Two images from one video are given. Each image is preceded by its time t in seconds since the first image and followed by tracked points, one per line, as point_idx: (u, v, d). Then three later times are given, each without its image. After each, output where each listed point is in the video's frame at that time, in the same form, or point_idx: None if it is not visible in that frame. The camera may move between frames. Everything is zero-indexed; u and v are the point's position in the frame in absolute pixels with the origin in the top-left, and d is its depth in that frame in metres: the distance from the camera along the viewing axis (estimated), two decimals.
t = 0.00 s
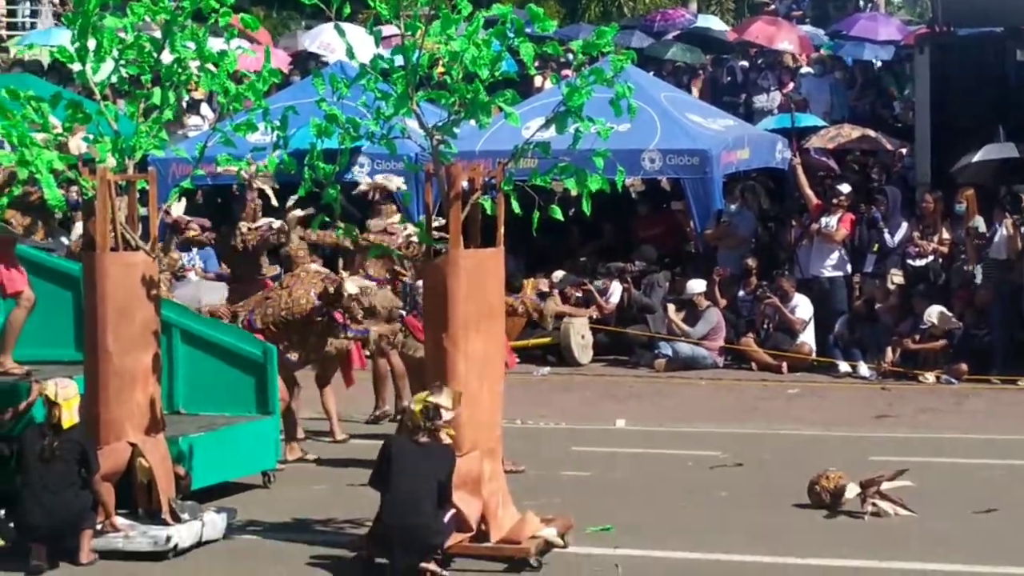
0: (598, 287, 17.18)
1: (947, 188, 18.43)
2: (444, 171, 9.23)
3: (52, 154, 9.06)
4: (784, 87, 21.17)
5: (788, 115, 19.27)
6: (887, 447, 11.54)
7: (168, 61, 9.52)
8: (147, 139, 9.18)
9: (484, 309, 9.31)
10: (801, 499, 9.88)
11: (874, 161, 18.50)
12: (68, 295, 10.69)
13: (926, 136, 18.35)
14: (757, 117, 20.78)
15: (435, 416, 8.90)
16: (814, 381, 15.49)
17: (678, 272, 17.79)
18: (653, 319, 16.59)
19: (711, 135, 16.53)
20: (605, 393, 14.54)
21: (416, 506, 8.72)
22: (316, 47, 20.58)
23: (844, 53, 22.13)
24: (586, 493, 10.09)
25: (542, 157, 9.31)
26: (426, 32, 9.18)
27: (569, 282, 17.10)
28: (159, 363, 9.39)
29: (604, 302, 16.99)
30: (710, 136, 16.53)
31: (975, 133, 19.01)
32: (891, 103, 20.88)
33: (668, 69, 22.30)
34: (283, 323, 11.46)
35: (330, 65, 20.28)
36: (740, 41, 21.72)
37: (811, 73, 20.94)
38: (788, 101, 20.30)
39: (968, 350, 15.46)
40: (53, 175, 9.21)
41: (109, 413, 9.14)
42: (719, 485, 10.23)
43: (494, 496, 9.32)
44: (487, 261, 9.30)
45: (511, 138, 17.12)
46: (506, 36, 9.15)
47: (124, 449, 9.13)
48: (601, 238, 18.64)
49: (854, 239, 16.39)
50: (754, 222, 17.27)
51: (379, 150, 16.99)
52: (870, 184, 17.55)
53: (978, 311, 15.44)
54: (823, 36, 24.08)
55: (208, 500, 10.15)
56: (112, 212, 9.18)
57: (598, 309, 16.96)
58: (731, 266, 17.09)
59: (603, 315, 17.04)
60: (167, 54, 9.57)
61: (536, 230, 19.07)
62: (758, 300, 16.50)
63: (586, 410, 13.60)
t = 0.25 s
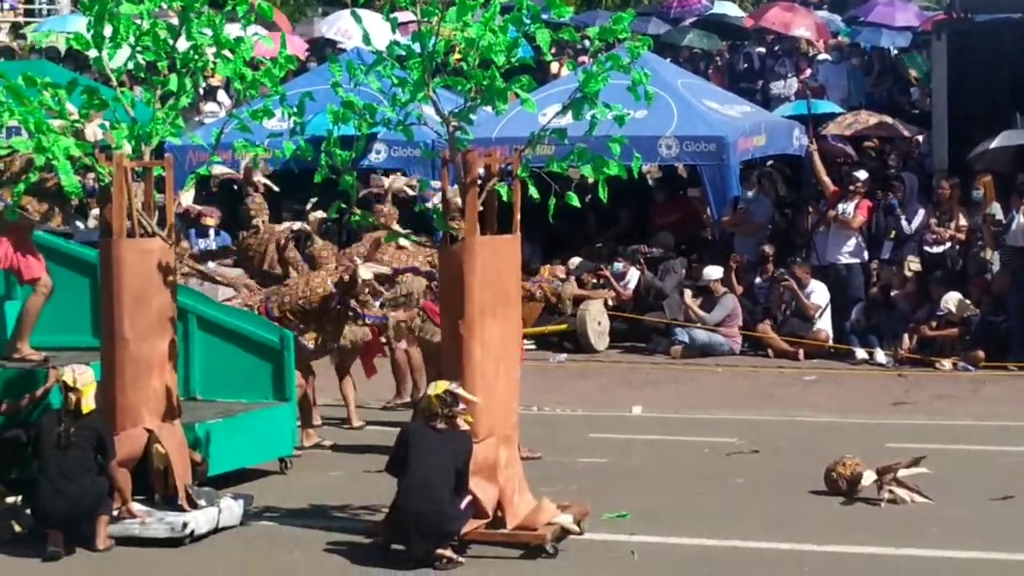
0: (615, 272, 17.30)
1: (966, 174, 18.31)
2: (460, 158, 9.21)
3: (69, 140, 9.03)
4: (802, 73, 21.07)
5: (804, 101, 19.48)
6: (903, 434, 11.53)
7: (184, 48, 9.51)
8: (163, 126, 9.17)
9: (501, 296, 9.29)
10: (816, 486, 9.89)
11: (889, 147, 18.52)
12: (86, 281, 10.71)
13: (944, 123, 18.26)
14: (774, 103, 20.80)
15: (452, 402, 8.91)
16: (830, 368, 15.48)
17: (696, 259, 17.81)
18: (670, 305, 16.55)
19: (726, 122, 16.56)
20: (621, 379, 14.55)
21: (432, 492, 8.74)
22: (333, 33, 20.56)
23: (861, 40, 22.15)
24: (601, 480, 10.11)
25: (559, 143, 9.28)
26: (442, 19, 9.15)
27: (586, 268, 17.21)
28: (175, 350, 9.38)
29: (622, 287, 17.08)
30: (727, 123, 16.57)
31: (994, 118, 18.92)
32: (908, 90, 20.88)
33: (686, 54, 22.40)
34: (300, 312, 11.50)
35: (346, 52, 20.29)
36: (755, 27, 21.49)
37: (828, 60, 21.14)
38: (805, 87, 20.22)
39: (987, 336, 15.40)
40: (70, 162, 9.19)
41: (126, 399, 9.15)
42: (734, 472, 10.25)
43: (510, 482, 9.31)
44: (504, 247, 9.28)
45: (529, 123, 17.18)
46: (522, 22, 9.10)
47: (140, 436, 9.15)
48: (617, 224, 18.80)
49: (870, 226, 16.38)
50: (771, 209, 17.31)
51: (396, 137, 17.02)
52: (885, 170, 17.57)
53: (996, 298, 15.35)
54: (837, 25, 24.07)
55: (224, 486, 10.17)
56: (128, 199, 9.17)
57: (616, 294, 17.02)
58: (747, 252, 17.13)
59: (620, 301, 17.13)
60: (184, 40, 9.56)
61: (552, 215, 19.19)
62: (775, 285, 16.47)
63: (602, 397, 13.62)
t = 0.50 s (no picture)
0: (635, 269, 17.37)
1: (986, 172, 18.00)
2: (480, 156, 9.20)
3: (89, 137, 9.05)
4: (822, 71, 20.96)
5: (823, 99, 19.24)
6: (923, 431, 11.51)
7: (203, 46, 9.51)
8: (183, 122, 9.21)
9: (521, 293, 9.29)
10: (837, 483, 9.88)
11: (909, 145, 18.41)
12: (106, 278, 10.70)
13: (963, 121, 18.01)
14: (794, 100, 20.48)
15: (471, 399, 8.91)
16: (850, 365, 15.47)
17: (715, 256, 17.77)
18: (689, 303, 16.72)
19: (747, 120, 16.51)
20: (641, 376, 14.56)
21: (447, 489, 8.77)
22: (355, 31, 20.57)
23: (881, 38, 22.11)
24: (622, 477, 10.12)
25: (578, 140, 9.30)
26: (462, 16, 9.18)
27: (606, 267, 17.32)
28: (195, 347, 9.39)
29: (642, 285, 17.14)
30: (747, 121, 16.52)
31: (1014, 115, 19.20)
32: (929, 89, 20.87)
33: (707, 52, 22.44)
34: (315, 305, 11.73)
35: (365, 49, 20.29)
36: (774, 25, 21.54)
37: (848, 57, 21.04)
38: (826, 84, 20.24)
39: (1006, 335, 15.28)
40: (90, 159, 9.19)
41: (146, 396, 9.14)
42: (754, 469, 10.26)
43: (529, 479, 9.31)
44: (523, 244, 9.27)
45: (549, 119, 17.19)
46: (542, 20, 9.13)
47: (159, 432, 9.16)
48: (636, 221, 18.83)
49: (889, 224, 16.46)
50: (790, 206, 17.26)
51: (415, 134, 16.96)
52: (905, 168, 17.49)
53: (1015, 296, 15.25)
54: (858, 22, 24.08)
55: (244, 483, 10.17)
56: (148, 196, 9.17)
57: (636, 291, 17.11)
58: (766, 250, 17.11)
59: (641, 299, 17.18)
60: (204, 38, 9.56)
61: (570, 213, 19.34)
62: (794, 283, 16.43)
63: (623, 394, 13.64)
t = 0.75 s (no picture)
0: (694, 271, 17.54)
1: None
2: (536, 160, 9.22)
3: (146, 141, 9.08)
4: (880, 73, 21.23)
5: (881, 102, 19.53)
6: (982, 436, 11.48)
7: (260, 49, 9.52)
8: (240, 126, 9.19)
9: (577, 297, 9.29)
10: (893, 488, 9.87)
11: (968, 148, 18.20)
12: (164, 282, 10.78)
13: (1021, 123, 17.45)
14: (851, 102, 21.10)
15: (527, 403, 8.92)
16: (906, 369, 15.54)
17: (772, 259, 17.86)
18: (744, 305, 16.66)
19: (804, 122, 16.56)
20: (697, 379, 14.56)
21: (505, 492, 8.77)
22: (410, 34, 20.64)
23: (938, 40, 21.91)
24: (678, 480, 10.14)
25: (635, 144, 9.29)
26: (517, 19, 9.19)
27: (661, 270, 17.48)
28: (251, 351, 9.37)
29: (699, 288, 17.32)
30: (803, 124, 16.56)
31: None
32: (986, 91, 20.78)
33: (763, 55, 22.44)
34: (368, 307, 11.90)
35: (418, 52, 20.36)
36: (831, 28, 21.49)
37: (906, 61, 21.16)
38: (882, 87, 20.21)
39: None
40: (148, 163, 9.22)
41: (203, 399, 9.16)
42: (812, 473, 10.28)
43: (586, 482, 9.31)
44: (579, 248, 9.27)
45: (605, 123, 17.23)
46: (598, 23, 9.11)
47: (216, 435, 9.17)
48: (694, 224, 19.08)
49: (947, 227, 16.37)
50: (847, 209, 17.29)
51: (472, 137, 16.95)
52: (963, 171, 17.55)
53: None
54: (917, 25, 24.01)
55: (300, 486, 10.20)
56: (205, 200, 9.19)
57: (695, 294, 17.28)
58: (823, 253, 17.18)
59: (699, 301, 17.28)
60: (260, 42, 9.58)
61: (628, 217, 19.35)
62: (851, 285, 16.54)
63: (679, 397, 13.66)
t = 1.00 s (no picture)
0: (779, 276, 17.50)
1: None
2: (619, 166, 9.23)
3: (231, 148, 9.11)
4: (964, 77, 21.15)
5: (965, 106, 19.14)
6: None
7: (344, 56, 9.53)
8: (324, 133, 9.19)
9: (662, 301, 9.28)
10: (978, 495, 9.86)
11: None
12: (248, 289, 10.83)
13: None
14: (935, 106, 21.03)
15: (608, 408, 8.95)
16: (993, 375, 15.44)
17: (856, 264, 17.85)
18: (828, 309, 16.62)
19: (887, 127, 16.50)
20: (781, 384, 14.55)
21: (587, 497, 8.80)
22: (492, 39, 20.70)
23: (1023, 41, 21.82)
24: (760, 487, 10.17)
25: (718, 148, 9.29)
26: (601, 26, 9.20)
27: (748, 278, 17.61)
28: (336, 357, 9.35)
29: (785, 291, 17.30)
30: (888, 128, 16.52)
31: None
32: None
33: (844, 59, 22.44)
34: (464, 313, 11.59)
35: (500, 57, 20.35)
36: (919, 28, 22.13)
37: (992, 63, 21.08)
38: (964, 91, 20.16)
39: None
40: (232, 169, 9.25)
41: (287, 405, 9.18)
42: (897, 479, 10.30)
43: (670, 488, 9.29)
44: (663, 253, 9.27)
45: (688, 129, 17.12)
46: (682, 29, 9.10)
47: (300, 441, 9.18)
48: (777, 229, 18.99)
49: None
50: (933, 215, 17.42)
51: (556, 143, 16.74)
52: None
53: None
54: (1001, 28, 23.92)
55: (385, 491, 10.21)
56: (290, 206, 9.22)
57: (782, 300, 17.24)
58: (908, 258, 17.26)
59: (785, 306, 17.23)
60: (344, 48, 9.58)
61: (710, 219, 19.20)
62: (937, 290, 16.41)
63: (763, 402, 13.67)
